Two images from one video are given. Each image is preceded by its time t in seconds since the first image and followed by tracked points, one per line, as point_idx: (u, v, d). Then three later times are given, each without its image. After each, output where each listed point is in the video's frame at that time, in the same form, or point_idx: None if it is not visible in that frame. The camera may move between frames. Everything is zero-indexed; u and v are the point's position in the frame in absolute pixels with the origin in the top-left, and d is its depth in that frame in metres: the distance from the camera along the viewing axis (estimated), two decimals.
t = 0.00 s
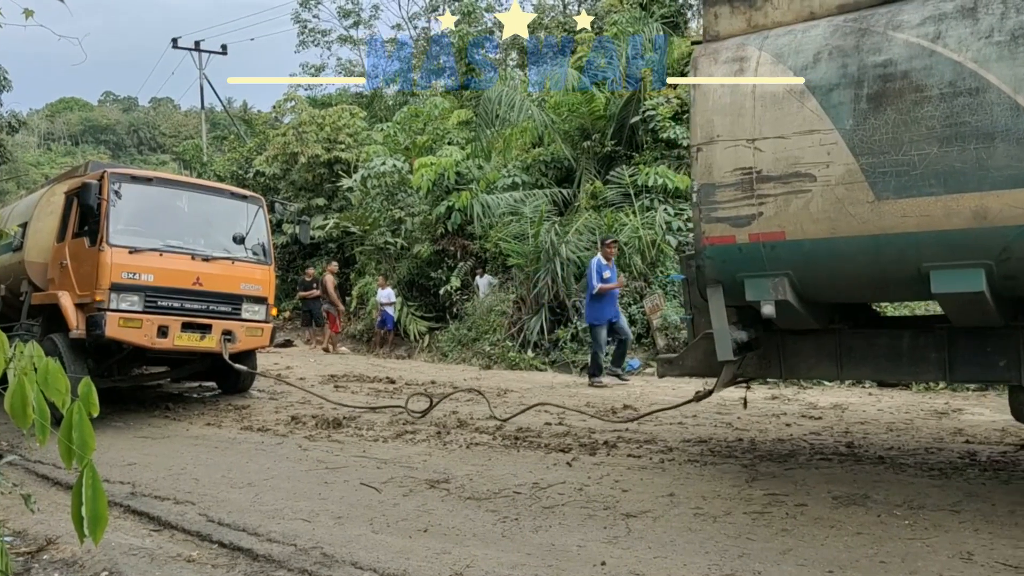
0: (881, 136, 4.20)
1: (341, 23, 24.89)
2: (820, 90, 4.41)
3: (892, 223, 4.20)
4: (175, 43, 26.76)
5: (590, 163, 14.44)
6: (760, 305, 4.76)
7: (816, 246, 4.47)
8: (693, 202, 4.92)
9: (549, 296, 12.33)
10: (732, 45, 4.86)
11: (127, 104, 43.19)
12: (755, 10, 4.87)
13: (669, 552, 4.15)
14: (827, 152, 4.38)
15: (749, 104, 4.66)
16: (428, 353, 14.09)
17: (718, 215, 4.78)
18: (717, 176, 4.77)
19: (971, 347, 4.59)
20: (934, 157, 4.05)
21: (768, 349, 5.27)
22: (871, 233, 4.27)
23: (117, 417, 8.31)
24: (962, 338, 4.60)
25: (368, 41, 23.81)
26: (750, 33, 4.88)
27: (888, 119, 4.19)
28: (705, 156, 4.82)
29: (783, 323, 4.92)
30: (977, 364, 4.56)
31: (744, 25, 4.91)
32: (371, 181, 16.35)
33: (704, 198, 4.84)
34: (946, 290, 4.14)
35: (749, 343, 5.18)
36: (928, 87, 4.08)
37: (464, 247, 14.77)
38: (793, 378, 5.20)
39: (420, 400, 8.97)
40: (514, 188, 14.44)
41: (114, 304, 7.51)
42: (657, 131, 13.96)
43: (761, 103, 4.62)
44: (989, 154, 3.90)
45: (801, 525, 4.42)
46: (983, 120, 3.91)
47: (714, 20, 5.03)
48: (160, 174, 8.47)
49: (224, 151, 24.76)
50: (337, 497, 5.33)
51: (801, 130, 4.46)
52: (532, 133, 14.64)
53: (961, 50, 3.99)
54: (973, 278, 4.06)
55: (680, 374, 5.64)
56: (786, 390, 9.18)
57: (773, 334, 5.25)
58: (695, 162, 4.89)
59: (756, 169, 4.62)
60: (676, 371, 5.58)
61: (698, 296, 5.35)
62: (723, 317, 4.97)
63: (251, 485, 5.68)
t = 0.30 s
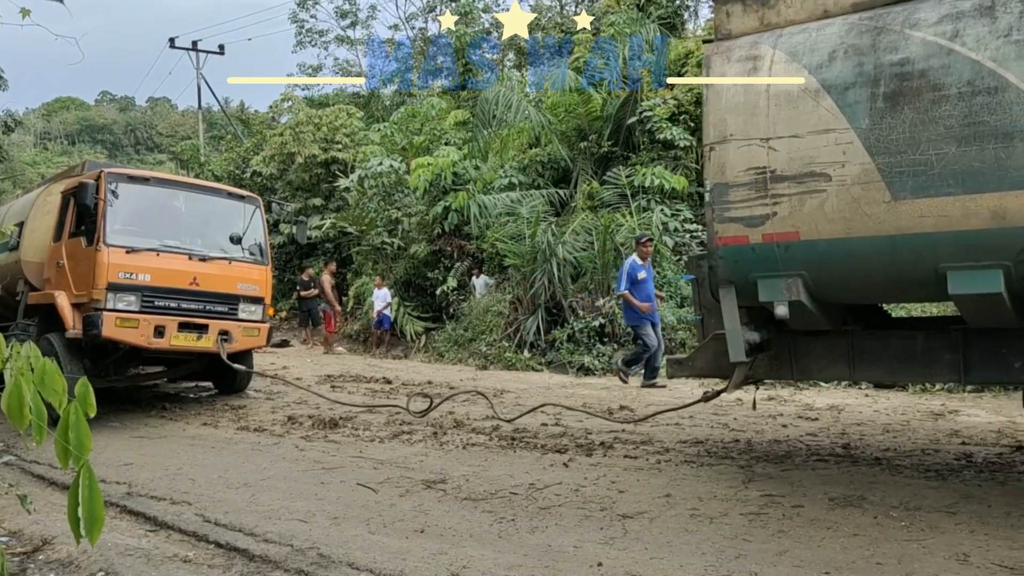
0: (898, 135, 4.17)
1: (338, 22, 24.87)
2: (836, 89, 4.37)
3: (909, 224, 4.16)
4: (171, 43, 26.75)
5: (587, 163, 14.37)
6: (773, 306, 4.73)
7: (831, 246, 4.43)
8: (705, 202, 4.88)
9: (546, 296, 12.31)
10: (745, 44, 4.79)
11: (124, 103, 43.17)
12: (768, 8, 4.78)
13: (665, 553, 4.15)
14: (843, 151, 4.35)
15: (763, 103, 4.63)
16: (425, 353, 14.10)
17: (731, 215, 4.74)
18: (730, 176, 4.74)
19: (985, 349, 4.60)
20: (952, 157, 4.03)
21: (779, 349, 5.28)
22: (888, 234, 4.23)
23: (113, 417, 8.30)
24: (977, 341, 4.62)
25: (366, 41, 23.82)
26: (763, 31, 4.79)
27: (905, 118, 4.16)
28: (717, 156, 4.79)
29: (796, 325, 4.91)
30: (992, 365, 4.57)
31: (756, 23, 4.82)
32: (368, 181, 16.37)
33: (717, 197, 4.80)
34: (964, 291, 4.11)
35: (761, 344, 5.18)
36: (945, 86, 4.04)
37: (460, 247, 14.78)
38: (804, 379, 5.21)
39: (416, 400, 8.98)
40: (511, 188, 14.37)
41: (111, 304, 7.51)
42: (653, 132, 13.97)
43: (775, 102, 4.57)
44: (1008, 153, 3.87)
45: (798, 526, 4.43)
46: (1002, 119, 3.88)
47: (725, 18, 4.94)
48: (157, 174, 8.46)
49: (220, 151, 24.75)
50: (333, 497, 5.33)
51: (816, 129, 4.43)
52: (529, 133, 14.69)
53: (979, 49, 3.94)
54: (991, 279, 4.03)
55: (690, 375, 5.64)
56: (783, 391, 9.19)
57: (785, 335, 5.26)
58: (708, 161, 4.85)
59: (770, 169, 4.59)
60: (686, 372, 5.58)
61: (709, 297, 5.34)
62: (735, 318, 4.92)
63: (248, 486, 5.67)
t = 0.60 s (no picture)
0: (913, 136, 4.15)
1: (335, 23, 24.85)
2: (849, 90, 4.35)
3: (923, 226, 4.15)
4: (168, 44, 26.75)
5: (583, 164, 14.42)
6: (784, 308, 4.71)
7: (843, 247, 4.42)
8: (715, 202, 4.88)
9: (541, 298, 12.30)
10: (756, 43, 4.77)
11: (119, 104, 43.10)
12: (778, 8, 4.75)
13: (659, 555, 4.15)
14: (856, 152, 4.34)
15: (775, 104, 4.63)
16: (420, 354, 14.10)
17: (742, 216, 4.75)
18: (741, 177, 4.74)
19: (998, 353, 4.60)
20: (967, 158, 4.00)
21: (788, 352, 5.23)
22: (901, 235, 4.21)
23: (106, 418, 8.28)
24: (990, 345, 4.62)
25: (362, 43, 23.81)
26: (773, 31, 4.76)
27: (919, 119, 4.14)
28: (728, 156, 4.79)
29: (807, 328, 4.87)
30: (1004, 369, 4.57)
31: (766, 23, 4.79)
32: (364, 182, 16.28)
33: (727, 198, 4.80)
34: (978, 294, 4.08)
35: (772, 346, 5.13)
36: (960, 87, 4.01)
37: (456, 249, 14.80)
38: (813, 381, 5.16)
39: (411, 402, 8.96)
40: (506, 189, 14.35)
41: (105, 305, 7.49)
42: (649, 134, 14.01)
43: (787, 102, 4.57)
44: None
45: (792, 529, 4.43)
46: (1018, 120, 3.85)
47: (735, 18, 4.93)
48: (151, 175, 8.44)
49: (216, 152, 24.74)
50: (327, 499, 5.32)
51: (828, 130, 4.42)
52: (524, 135, 14.56)
53: (994, 49, 3.91)
54: (1006, 282, 3.99)
55: (698, 377, 5.61)
56: (778, 393, 9.20)
57: (794, 336, 5.21)
58: (718, 161, 4.86)
59: (781, 170, 4.60)
60: (695, 375, 5.56)
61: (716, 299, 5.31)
62: (745, 320, 4.90)
63: (241, 487, 5.66)
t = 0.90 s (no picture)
0: (920, 140, 4.16)
1: (327, 26, 24.83)
2: (856, 94, 4.36)
3: (929, 230, 4.15)
4: (159, 45, 26.64)
5: (574, 168, 14.45)
6: (789, 313, 4.68)
7: (849, 251, 4.41)
8: (720, 206, 4.88)
9: (532, 302, 12.29)
10: (761, 47, 4.77)
11: (109, 105, 42.92)
12: (783, 12, 4.77)
13: (649, 560, 4.15)
14: (862, 156, 4.34)
15: (781, 107, 4.62)
16: (411, 358, 14.10)
17: (747, 220, 4.73)
18: (746, 181, 4.74)
19: (1002, 358, 4.61)
20: (975, 162, 4.02)
21: (791, 356, 5.24)
22: (907, 240, 4.21)
23: (94, 421, 8.24)
24: (994, 350, 4.63)
25: (354, 46, 23.80)
26: (778, 35, 4.76)
27: (927, 123, 4.15)
28: (734, 159, 4.79)
29: (811, 332, 4.89)
30: (1009, 374, 4.59)
31: (771, 26, 4.81)
32: (355, 185, 16.21)
33: (732, 202, 4.80)
34: (985, 299, 4.07)
35: (774, 351, 5.13)
36: (968, 91, 4.03)
37: (448, 252, 14.83)
38: (816, 385, 5.18)
39: (401, 405, 8.95)
40: (498, 193, 14.48)
41: (93, 307, 7.45)
42: (641, 139, 14.06)
43: (793, 106, 4.57)
44: None
45: (781, 533, 4.44)
46: None
47: (740, 21, 4.90)
48: (141, 176, 8.42)
49: (206, 153, 24.66)
50: (316, 503, 5.30)
51: (834, 134, 4.42)
52: (517, 139, 14.47)
53: (1002, 53, 3.93)
54: (1013, 287, 3.99)
55: (700, 383, 5.54)
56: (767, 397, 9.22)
57: (797, 341, 5.22)
58: (723, 165, 4.86)
59: (787, 174, 4.58)
60: (697, 380, 5.49)
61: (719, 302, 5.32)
62: (749, 324, 4.86)
63: (230, 490, 5.63)
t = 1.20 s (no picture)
0: (923, 145, 4.20)
1: (315, 29, 24.78)
2: (858, 98, 4.39)
3: (932, 235, 4.18)
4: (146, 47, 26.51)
5: (563, 173, 14.35)
6: (789, 317, 4.71)
7: (851, 256, 4.44)
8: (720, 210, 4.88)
9: (520, 306, 12.27)
10: (762, 50, 4.78)
11: (95, 106, 42.70)
12: (784, 15, 4.78)
13: (636, 564, 4.15)
14: (865, 161, 4.37)
15: (782, 111, 4.64)
16: (398, 361, 14.08)
17: (748, 224, 4.74)
18: (747, 184, 4.75)
19: (1001, 363, 4.65)
20: (978, 167, 4.05)
21: (790, 360, 5.23)
22: (909, 244, 4.25)
23: (79, 425, 8.18)
24: (994, 355, 4.66)
25: (342, 48, 23.77)
26: (779, 38, 4.78)
27: (929, 127, 4.18)
28: (735, 163, 4.79)
29: (811, 337, 4.88)
30: (1009, 379, 4.62)
31: (772, 29, 4.82)
32: (343, 188, 16.26)
33: (733, 206, 4.81)
34: (989, 304, 4.11)
35: (774, 356, 5.12)
36: (971, 96, 4.07)
37: (436, 256, 14.82)
38: (815, 390, 5.18)
39: (388, 409, 8.93)
40: (486, 198, 14.44)
41: (78, 310, 7.40)
42: (629, 143, 14.14)
43: (795, 110, 4.59)
44: None
45: (766, 537, 4.46)
46: None
47: (740, 25, 4.94)
48: (127, 178, 8.37)
49: (193, 155, 24.58)
50: (302, 507, 5.28)
51: (837, 138, 4.45)
52: (505, 143, 14.74)
53: (1005, 58, 3.97)
54: (1016, 292, 4.04)
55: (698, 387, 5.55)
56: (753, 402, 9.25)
57: (796, 345, 5.21)
58: (724, 168, 4.87)
59: (789, 178, 4.60)
60: (695, 383, 5.50)
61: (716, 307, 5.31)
62: (750, 328, 4.88)
63: (215, 495, 5.60)
